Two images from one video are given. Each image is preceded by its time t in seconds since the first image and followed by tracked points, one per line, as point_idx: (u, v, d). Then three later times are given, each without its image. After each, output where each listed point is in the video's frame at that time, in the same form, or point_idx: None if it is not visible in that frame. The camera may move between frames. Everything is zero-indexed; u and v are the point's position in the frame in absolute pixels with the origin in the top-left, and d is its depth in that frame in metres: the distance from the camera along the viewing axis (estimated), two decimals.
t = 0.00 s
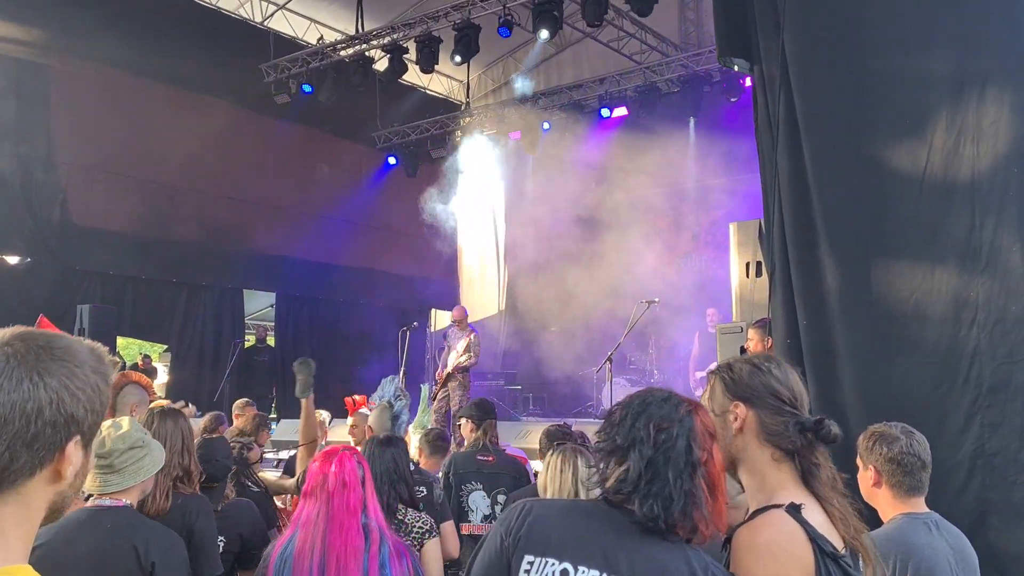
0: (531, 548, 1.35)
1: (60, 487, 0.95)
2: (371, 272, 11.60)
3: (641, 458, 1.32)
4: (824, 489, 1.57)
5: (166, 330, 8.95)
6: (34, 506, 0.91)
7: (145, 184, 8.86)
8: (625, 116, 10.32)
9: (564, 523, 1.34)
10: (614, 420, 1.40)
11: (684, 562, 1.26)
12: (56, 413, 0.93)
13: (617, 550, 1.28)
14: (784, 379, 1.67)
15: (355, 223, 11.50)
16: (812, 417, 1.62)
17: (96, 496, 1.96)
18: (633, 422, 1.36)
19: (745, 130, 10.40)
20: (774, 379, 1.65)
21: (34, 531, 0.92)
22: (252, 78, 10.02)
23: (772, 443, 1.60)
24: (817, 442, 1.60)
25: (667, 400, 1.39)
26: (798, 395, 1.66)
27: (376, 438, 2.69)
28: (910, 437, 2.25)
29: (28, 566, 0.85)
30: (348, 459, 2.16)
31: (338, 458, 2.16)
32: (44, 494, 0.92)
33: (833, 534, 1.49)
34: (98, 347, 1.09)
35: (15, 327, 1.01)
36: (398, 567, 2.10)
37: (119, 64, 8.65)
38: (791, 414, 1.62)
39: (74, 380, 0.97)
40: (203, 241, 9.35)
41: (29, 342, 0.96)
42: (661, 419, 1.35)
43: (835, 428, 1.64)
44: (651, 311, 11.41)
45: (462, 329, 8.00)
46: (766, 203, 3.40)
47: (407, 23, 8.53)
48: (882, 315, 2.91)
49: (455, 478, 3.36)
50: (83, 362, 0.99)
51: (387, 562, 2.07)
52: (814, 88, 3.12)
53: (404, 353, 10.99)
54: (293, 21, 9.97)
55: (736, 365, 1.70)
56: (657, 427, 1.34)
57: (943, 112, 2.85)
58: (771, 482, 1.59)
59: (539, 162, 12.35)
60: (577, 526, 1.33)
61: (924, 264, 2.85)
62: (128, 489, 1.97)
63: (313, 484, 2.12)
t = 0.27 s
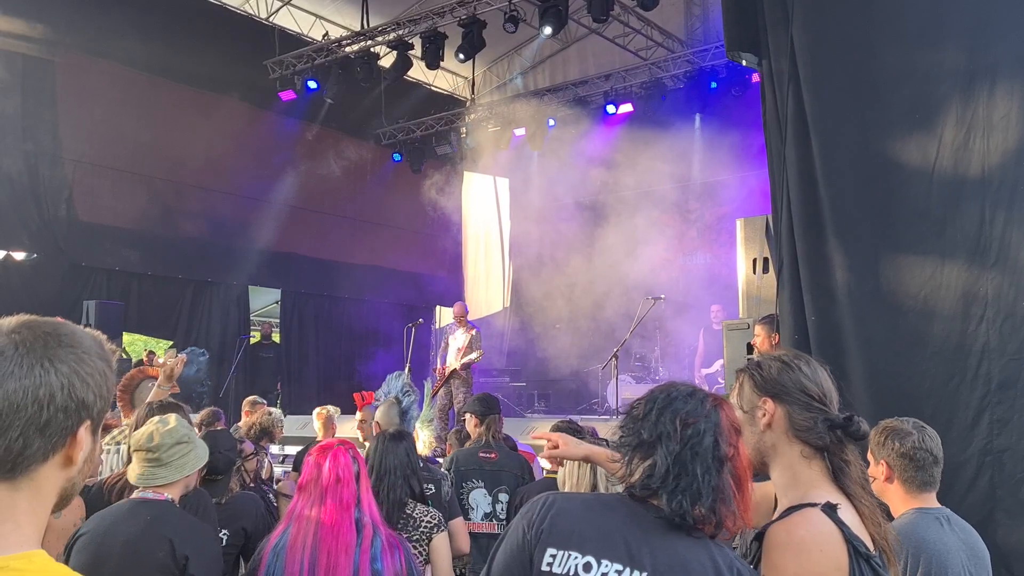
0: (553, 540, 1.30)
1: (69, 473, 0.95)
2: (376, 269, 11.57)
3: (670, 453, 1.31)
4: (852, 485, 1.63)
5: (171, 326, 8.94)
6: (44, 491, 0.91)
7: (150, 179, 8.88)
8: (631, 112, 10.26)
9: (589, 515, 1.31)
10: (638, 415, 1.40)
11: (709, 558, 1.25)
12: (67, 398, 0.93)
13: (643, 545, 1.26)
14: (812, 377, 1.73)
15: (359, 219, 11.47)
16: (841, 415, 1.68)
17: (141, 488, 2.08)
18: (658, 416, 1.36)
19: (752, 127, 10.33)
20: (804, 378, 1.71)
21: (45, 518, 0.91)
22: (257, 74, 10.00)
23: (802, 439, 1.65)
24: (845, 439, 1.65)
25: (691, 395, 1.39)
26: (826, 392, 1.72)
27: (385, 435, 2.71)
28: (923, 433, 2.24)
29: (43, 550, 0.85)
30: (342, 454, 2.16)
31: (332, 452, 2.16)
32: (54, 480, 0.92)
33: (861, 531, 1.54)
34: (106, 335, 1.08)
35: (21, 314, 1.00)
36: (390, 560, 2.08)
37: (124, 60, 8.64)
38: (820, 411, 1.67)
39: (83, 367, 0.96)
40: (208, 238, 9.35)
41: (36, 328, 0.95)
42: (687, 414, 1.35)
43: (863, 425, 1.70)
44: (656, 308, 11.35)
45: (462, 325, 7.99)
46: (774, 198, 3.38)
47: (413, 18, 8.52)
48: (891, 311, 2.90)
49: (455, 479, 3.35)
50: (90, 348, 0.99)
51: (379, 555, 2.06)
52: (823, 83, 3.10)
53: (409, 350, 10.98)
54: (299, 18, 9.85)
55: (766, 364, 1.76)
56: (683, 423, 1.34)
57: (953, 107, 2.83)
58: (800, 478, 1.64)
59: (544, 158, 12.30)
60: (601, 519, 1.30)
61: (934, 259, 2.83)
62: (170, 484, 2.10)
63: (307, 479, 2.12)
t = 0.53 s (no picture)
0: (578, 536, 1.29)
1: (84, 466, 0.95)
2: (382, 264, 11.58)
3: (691, 449, 1.29)
4: (872, 486, 1.64)
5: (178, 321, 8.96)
6: (60, 483, 0.91)
7: (156, 175, 8.89)
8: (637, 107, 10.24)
9: (612, 510, 1.30)
10: (658, 409, 1.38)
11: (734, 553, 1.24)
12: (83, 391, 0.93)
13: (667, 540, 1.25)
14: (835, 378, 1.73)
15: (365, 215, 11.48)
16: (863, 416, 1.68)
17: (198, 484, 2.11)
18: (679, 412, 1.34)
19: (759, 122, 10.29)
20: (827, 379, 1.71)
21: (62, 511, 0.91)
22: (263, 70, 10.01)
23: (823, 438, 1.65)
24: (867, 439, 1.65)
25: (712, 390, 1.37)
26: (849, 393, 1.71)
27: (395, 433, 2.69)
28: (935, 428, 2.24)
29: (62, 544, 0.86)
30: (340, 450, 2.14)
31: (330, 449, 2.15)
32: (70, 472, 0.92)
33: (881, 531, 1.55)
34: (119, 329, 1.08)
35: (34, 308, 1.00)
36: (385, 557, 2.05)
37: (130, 55, 8.66)
38: (842, 411, 1.67)
39: (98, 359, 0.96)
40: (215, 234, 9.38)
41: (50, 322, 0.95)
42: (708, 410, 1.33)
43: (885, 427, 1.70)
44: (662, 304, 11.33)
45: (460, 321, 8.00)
46: (782, 193, 3.38)
47: (418, 13, 8.50)
48: (899, 307, 2.89)
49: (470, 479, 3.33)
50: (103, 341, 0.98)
51: (374, 552, 2.03)
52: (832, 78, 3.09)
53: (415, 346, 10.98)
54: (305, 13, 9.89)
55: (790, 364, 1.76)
56: (704, 418, 1.32)
57: (963, 101, 2.82)
58: (820, 476, 1.64)
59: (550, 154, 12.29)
60: (625, 515, 1.29)
61: (943, 255, 2.82)
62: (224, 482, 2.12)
63: (306, 475, 2.10)
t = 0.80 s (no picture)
0: (603, 539, 1.30)
1: (104, 470, 0.95)
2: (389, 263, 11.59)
3: (707, 450, 1.29)
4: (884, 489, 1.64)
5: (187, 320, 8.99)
6: (79, 487, 0.92)
7: (165, 174, 8.93)
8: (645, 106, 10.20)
9: (636, 512, 1.30)
10: (673, 410, 1.38)
11: (759, 550, 1.24)
12: (100, 395, 0.93)
13: (692, 538, 1.25)
14: (853, 382, 1.72)
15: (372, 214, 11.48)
16: (880, 420, 1.67)
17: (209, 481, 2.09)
18: (694, 413, 1.34)
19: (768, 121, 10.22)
20: (844, 383, 1.70)
21: (81, 514, 0.92)
22: (271, 69, 10.02)
23: (838, 441, 1.65)
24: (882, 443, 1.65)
25: (725, 390, 1.37)
26: (866, 398, 1.70)
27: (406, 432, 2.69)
28: (945, 430, 2.23)
29: (78, 549, 0.87)
30: (352, 449, 2.13)
31: (342, 448, 2.15)
32: (90, 477, 0.93)
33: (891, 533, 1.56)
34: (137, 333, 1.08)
35: (53, 312, 1.01)
36: (394, 557, 2.04)
37: (139, 54, 8.69)
38: (859, 415, 1.66)
39: (116, 364, 0.96)
40: (223, 233, 9.42)
41: (69, 327, 0.96)
42: (723, 410, 1.33)
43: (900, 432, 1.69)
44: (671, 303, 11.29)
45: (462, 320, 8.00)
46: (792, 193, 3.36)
47: (426, 12, 8.50)
48: (908, 307, 2.88)
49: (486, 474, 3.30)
50: (122, 346, 0.99)
51: (382, 551, 2.02)
52: (843, 78, 3.08)
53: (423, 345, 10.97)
54: (312, 11, 9.91)
55: (808, 367, 1.75)
56: (720, 418, 1.32)
57: (973, 101, 2.80)
58: (835, 478, 1.64)
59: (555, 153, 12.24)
60: (649, 515, 1.29)
61: (953, 255, 2.81)
62: (237, 480, 2.11)
63: (319, 475, 2.12)
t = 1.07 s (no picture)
0: (608, 535, 1.29)
1: (109, 470, 0.96)
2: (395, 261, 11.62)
3: (704, 446, 1.30)
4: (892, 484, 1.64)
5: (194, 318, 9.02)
6: (84, 488, 0.93)
7: (171, 172, 8.96)
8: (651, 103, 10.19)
9: (638, 508, 1.30)
10: (667, 407, 1.37)
11: (758, 542, 1.25)
12: (106, 396, 0.94)
13: (695, 533, 1.26)
14: (863, 377, 1.72)
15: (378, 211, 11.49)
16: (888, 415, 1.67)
17: (228, 477, 2.13)
18: (689, 409, 1.34)
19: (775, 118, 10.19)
20: (854, 377, 1.70)
21: (86, 514, 0.93)
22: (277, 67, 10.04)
23: (848, 435, 1.65)
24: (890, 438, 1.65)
25: (718, 385, 1.37)
26: (875, 393, 1.70)
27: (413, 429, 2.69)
28: (950, 428, 2.22)
29: (81, 549, 0.87)
30: (376, 445, 2.14)
31: (366, 444, 2.15)
32: (95, 477, 0.94)
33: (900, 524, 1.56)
34: (142, 333, 1.09)
35: (60, 313, 1.02)
36: (420, 552, 2.06)
37: (145, 53, 8.72)
38: (868, 410, 1.66)
39: (122, 365, 0.97)
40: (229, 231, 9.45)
41: (75, 327, 0.97)
42: (717, 406, 1.33)
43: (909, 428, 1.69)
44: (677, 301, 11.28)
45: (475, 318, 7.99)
46: (798, 190, 3.36)
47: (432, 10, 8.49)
48: (915, 305, 2.87)
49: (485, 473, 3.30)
50: (128, 346, 0.99)
51: (409, 547, 2.04)
52: (849, 75, 3.07)
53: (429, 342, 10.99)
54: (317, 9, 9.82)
55: (818, 362, 1.75)
56: (715, 414, 1.32)
57: (980, 98, 2.80)
58: (844, 471, 1.64)
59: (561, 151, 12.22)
60: (651, 510, 1.30)
61: (960, 253, 2.80)
62: (254, 478, 2.14)
63: (343, 472, 2.11)
